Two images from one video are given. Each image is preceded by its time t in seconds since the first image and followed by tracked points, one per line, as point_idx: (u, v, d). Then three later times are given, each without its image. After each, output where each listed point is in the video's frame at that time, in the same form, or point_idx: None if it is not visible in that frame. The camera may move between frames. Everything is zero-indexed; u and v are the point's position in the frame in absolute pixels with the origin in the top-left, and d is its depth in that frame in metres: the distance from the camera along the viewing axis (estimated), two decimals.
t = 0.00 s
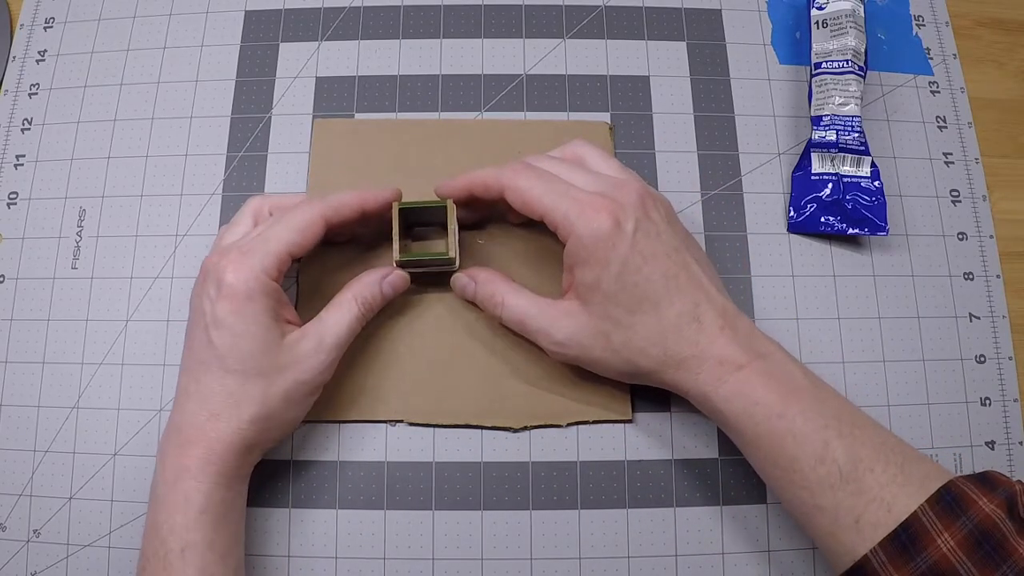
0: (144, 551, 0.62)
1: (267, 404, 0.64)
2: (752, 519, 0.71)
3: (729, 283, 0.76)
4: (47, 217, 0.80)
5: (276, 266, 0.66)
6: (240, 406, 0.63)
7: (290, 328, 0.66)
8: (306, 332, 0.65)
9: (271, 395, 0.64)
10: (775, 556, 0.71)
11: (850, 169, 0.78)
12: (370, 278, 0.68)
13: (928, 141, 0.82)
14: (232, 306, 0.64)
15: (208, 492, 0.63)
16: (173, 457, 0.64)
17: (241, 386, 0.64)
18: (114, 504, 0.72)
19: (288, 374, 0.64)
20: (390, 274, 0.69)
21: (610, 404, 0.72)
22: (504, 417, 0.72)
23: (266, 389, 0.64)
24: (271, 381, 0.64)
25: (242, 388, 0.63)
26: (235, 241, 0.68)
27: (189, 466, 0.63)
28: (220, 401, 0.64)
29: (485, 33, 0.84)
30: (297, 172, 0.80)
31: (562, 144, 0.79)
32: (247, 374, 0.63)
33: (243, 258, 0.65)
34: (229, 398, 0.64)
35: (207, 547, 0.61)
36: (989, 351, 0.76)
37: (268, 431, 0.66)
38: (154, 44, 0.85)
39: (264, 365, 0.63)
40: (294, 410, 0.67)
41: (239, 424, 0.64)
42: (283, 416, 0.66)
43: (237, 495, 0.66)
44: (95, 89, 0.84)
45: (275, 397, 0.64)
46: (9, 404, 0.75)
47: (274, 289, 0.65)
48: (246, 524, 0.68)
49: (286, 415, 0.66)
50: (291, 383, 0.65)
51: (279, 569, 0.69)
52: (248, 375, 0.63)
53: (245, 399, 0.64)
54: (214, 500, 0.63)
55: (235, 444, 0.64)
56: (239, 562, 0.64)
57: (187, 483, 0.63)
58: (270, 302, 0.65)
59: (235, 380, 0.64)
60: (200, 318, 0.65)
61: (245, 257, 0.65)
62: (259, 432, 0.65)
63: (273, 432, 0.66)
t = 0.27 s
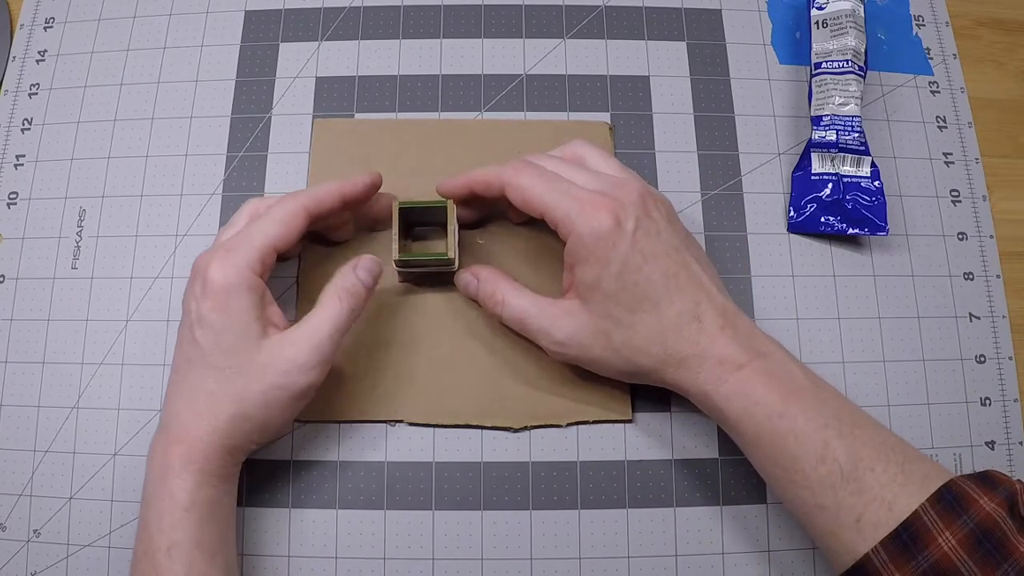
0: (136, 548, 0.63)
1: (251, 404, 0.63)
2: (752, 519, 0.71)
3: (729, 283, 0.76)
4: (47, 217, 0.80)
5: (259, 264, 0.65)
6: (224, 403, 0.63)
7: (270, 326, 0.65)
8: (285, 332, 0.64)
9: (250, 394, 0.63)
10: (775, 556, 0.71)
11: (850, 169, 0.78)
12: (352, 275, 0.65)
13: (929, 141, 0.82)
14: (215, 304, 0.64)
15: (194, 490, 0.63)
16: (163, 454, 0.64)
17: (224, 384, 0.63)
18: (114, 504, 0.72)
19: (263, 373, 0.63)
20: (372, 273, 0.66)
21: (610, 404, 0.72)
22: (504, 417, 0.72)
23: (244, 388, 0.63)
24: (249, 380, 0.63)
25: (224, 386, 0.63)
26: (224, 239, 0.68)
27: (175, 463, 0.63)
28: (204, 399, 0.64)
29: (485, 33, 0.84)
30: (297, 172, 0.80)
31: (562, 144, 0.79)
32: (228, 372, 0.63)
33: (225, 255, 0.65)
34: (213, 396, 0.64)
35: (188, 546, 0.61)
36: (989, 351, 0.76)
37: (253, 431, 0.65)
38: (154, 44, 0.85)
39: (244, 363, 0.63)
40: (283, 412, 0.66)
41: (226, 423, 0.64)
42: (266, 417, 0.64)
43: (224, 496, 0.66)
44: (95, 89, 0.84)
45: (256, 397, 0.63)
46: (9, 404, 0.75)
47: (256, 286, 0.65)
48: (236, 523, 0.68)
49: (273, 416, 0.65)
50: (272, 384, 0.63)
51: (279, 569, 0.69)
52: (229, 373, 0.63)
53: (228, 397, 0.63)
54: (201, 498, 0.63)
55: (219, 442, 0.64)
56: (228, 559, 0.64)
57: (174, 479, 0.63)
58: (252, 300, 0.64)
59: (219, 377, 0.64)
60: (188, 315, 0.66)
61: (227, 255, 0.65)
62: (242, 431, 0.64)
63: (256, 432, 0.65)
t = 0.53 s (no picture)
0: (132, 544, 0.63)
1: (254, 405, 0.64)
2: (752, 519, 0.71)
3: (729, 282, 0.76)
4: (47, 218, 0.80)
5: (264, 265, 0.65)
6: (227, 404, 0.63)
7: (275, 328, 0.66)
8: (293, 334, 0.65)
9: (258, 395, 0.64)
10: (775, 556, 0.71)
11: (850, 169, 0.78)
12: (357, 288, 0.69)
13: (929, 141, 0.82)
14: (219, 304, 0.64)
15: (190, 490, 0.63)
16: (159, 452, 0.64)
17: (228, 385, 0.63)
18: (114, 504, 0.72)
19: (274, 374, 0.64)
20: (373, 285, 0.70)
21: (610, 404, 0.72)
22: (504, 418, 0.72)
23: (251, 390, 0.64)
24: (257, 381, 0.64)
25: (229, 386, 0.63)
26: (226, 238, 0.68)
27: (173, 462, 0.63)
28: (206, 399, 0.64)
29: (485, 33, 0.84)
30: (297, 172, 0.80)
31: (562, 143, 0.79)
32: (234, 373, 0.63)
33: (231, 256, 0.65)
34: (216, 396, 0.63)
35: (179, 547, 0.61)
36: (989, 351, 0.76)
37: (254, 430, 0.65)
38: (154, 44, 0.85)
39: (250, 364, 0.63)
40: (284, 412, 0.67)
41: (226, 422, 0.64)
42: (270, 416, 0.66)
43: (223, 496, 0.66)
44: (95, 89, 0.84)
45: (263, 398, 0.64)
46: (9, 404, 0.75)
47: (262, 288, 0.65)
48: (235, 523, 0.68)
49: (276, 415, 0.66)
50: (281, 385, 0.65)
51: (279, 569, 0.69)
52: (235, 375, 0.63)
53: (230, 398, 0.63)
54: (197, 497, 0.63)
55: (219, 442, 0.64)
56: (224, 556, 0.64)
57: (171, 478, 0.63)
58: (259, 301, 0.64)
59: (222, 377, 0.63)
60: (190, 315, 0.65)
61: (233, 256, 0.65)
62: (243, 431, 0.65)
63: (256, 431, 0.66)
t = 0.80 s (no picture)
0: (150, 550, 0.62)
1: (283, 405, 0.64)
2: (752, 519, 0.71)
3: (729, 283, 0.76)
4: (47, 218, 0.80)
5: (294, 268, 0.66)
6: (256, 404, 0.63)
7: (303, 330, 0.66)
8: (319, 333, 0.65)
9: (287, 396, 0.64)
10: (774, 556, 0.71)
11: (850, 169, 0.78)
12: (386, 278, 0.68)
13: (929, 141, 0.82)
14: (250, 305, 0.63)
15: (219, 491, 0.63)
16: (184, 455, 0.63)
17: (256, 387, 0.63)
18: (114, 504, 0.72)
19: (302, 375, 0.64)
20: (404, 276, 0.69)
21: (610, 403, 0.72)
22: (504, 418, 0.72)
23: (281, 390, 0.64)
24: (286, 382, 0.64)
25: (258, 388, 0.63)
26: (249, 238, 0.67)
27: (200, 465, 0.63)
28: (234, 401, 0.63)
29: (485, 33, 0.84)
30: (297, 172, 0.80)
31: (562, 143, 0.79)
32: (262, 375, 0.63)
33: (262, 258, 0.65)
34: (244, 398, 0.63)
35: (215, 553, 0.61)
36: (989, 351, 0.76)
37: (282, 430, 0.66)
38: (154, 44, 0.85)
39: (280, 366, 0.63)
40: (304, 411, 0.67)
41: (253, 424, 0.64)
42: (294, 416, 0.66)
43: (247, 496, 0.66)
44: (95, 89, 0.84)
45: (290, 398, 0.65)
46: (9, 404, 0.75)
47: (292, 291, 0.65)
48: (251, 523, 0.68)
49: (299, 413, 0.66)
50: (304, 385, 0.65)
51: (279, 569, 0.69)
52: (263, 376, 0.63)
53: (260, 399, 0.63)
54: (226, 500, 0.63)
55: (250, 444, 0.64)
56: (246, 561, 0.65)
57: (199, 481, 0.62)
58: (288, 302, 0.65)
59: (250, 377, 0.63)
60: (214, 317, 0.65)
61: (265, 258, 0.65)
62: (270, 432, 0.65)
63: (285, 431, 0.66)
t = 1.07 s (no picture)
0: (151, 550, 0.62)
1: (284, 404, 0.64)
2: (752, 519, 0.71)
3: (729, 282, 0.76)
4: (47, 218, 0.80)
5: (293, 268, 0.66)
6: (258, 404, 0.63)
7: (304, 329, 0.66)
8: (319, 332, 0.65)
9: (288, 394, 0.64)
10: (774, 556, 0.71)
11: (850, 169, 0.78)
12: (385, 274, 0.68)
13: (929, 141, 0.82)
14: (250, 305, 0.63)
15: (221, 491, 0.63)
16: (185, 455, 0.63)
17: (257, 386, 0.63)
18: (114, 504, 0.72)
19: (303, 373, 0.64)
20: (403, 272, 0.68)
21: (610, 403, 0.72)
22: (504, 418, 0.72)
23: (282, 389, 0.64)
24: (286, 381, 0.64)
25: (259, 387, 0.63)
26: (249, 238, 0.67)
27: (201, 465, 0.63)
28: (235, 401, 0.63)
29: (485, 33, 0.84)
30: (296, 172, 0.80)
31: (562, 143, 0.79)
32: (263, 374, 0.63)
33: (261, 257, 0.65)
34: (245, 398, 0.63)
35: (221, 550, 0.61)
36: (989, 351, 0.76)
37: (284, 429, 0.66)
38: (154, 44, 0.85)
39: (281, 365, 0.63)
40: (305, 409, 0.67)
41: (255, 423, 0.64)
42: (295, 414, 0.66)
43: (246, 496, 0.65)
44: (95, 89, 0.84)
45: (290, 396, 0.64)
46: (9, 405, 0.75)
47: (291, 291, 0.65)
48: (253, 523, 0.68)
49: (301, 412, 0.66)
50: (303, 384, 0.65)
51: (279, 569, 0.69)
52: (263, 375, 0.63)
53: (262, 398, 0.63)
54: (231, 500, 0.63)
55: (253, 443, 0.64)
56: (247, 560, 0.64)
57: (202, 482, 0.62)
58: (288, 301, 0.65)
59: (251, 377, 0.63)
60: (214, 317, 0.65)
61: (265, 257, 0.65)
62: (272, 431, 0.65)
63: (287, 430, 0.66)
